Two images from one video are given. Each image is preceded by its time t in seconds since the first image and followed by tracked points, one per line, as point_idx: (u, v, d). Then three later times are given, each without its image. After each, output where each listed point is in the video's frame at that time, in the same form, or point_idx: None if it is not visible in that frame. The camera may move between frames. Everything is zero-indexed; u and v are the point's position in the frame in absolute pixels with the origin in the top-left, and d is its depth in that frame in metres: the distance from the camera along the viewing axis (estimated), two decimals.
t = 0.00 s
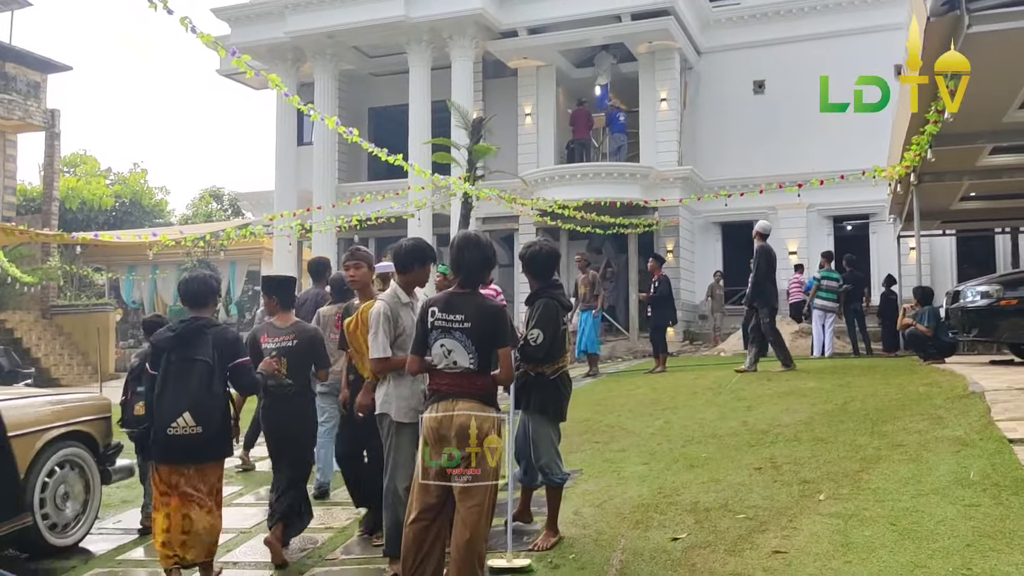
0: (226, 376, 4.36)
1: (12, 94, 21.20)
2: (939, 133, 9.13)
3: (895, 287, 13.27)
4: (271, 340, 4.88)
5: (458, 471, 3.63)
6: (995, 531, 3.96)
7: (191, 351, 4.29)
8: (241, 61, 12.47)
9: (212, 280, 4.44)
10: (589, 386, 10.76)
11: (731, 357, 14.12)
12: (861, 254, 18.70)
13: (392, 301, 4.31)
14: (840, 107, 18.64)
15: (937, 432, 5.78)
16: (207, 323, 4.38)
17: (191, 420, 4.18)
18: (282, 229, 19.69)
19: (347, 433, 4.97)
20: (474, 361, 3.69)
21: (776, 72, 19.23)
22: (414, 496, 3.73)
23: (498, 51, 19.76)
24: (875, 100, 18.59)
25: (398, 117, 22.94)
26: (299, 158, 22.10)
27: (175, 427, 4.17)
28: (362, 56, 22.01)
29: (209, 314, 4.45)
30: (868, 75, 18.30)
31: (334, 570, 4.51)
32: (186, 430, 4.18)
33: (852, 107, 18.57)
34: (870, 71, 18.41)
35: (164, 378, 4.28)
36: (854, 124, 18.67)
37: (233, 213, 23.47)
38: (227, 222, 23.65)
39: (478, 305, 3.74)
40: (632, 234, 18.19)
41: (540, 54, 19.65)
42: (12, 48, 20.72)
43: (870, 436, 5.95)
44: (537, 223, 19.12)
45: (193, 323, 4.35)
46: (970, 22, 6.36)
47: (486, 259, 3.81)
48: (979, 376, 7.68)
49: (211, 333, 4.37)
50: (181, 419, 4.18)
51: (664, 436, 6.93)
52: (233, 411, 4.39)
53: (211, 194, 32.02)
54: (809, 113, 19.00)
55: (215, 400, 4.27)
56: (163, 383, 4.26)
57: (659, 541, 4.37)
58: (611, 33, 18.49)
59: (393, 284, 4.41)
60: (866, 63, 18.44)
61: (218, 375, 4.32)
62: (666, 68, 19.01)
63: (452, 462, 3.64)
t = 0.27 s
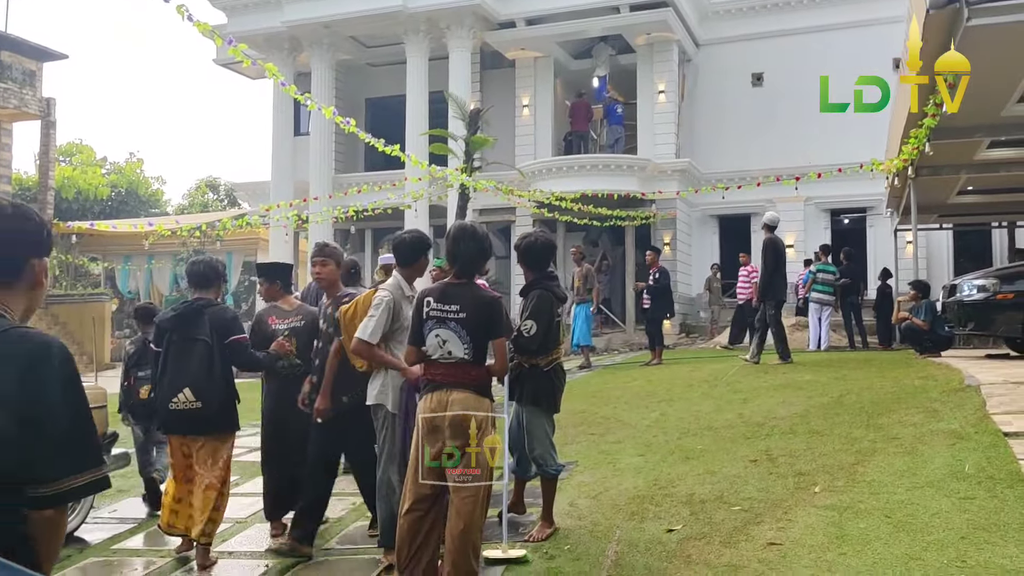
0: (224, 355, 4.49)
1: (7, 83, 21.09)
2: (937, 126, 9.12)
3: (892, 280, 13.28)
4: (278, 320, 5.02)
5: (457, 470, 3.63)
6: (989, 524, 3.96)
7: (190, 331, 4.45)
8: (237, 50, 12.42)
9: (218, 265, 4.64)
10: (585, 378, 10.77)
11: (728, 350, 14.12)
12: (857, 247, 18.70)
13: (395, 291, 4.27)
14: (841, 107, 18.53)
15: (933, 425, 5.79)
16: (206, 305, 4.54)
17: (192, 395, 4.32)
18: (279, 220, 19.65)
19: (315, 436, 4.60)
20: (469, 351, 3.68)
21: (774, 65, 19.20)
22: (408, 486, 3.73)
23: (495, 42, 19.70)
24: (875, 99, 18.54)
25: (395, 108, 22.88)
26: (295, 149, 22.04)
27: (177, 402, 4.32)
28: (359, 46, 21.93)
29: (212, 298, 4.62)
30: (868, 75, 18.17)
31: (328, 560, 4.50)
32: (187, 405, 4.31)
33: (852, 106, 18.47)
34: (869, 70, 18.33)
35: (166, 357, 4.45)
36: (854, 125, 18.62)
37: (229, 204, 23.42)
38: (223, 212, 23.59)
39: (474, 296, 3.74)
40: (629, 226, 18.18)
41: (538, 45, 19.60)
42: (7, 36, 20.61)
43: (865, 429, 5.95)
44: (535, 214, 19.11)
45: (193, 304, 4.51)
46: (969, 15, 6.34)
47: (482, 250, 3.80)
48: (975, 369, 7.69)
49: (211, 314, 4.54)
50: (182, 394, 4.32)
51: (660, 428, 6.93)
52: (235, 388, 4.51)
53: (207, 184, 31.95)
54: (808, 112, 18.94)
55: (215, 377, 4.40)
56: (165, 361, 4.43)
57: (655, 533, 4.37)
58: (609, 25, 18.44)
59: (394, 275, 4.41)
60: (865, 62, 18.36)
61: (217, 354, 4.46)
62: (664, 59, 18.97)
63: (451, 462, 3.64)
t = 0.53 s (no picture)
0: (215, 339, 4.55)
1: (7, 68, 21.01)
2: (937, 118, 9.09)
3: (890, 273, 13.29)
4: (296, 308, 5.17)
5: (458, 470, 3.62)
6: (983, 516, 3.97)
7: (181, 318, 4.54)
8: (237, 37, 12.37)
9: (210, 252, 4.71)
10: (583, 368, 10.79)
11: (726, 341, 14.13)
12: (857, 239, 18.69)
13: (394, 278, 4.29)
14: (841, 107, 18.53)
15: (928, 416, 5.79)
16: (196, 290, 4.60)
17: (183, 381, 4.47)
18: (279, 208, 19.63)
19: (271, 440, 4.41)
20: (462, 339, 3.69)
21: (776, 56, 19.13)
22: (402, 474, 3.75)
23: (497, 31, 19.64)
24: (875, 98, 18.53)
25: (396, 96, 22.82)
26: (295, 137, 22.00)
27: (171, 388, 4.48)
28: (360, 34, 21.86)
29: (208, 283, 4.71)
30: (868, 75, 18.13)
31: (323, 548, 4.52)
32: (180, 390, 4.47)
33: (853, 107, 18.46)
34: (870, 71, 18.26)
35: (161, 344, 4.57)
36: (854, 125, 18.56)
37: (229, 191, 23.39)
38: (223, 199, 23.58)
39: (468, 284, 3.73)
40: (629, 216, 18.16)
41: (539, 34, 19.53)
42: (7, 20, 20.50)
43: (861, 420, 5.96)
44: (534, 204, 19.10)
45: (185, 292, 4.58)
46: (970, 6, 6.31)
47: (477, 237, 3.80)
48: (972, 362, 7.69)
49: (202, 300, 4.58)
50: (174, 380, 4.47)
51: (657, 418, 6.94)
52: (228, 370, 4.61)
53: (207, 171, 31.91)
54: (808, 112, 18.90)
55: (204, 362, 4.51)
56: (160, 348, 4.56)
57: (649, 522, 4.38)
58: (611, 14, 18.36)
59: (393, 263, 4.43)
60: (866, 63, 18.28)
61: (207, 338, 4.53)
62: (665, 49, 18.91)
63: (452, 462, 3.63)
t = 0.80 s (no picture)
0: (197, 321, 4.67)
1: (6, 57, 20.94)
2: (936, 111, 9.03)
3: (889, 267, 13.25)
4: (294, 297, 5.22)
5: (458, 470, 3.61)
6: (969, 511, 3.95)
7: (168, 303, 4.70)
8: (234, 27, 12.32)
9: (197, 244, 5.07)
10: (578, 360, 10.78)
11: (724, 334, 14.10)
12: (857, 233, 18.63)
13: (386, 264, 4.32)
14: (840, 108, 18.27)
15: (920, 411, 5.77)
16: (185, 276, 4.79)
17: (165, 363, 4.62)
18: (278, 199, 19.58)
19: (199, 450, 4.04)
20: (447, 330, 3.67)
21: (778, 48, 19.02)
22: (384, 466, 3.73)
23: (497, 22, 19.56)
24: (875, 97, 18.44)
25: (396, 87, 22.73)
26: (295, 128, 21.94)
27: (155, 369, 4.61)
28: (360, 25, 21.77)
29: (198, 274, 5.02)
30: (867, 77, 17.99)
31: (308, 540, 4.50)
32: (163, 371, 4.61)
33: (852, 107, 18.19)
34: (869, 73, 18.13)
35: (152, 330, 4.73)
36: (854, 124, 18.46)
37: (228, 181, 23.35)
38: (222, 190, 23.55)
39: (452, 275, 3.70)
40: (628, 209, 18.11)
41: (540, 26, 19.45)
42: (6, 8, 20.40)
43: (853, 414, 5.94)
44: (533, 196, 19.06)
45: (175, 278, 4.78)
46: None
47: (461, 228, 3.77)
48: (966, 356, 7.66)
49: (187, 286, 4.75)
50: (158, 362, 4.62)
51: (649, 411, 6.92)
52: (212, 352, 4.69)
53: (207, 161, 31.85)
54: (808, 113, 18.78)
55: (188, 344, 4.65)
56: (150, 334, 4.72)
57: (635, 515, 4.36)
58: (612, 6, 18.28)
59: (379, 252, 4.43)
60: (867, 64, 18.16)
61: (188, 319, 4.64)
62: (666, 42, 18.84)
63: (452, 463, 3.61)
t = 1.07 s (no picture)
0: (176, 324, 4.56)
1: (6, 48, 20.85)
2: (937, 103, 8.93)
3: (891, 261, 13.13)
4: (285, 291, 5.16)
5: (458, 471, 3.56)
6: (965, 509, 3.88)
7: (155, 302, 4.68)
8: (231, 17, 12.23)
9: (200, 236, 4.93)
10: (576, 355, 10.71)
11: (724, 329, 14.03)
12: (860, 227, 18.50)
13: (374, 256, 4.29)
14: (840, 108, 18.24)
15: (918, 407, 5.69)
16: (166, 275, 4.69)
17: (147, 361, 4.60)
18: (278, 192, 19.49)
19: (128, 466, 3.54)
20: (433, 323, 3.57)
21: (781, 40, 18.88)
22: (368, 462, 3.63)
23: (498, 14, 19.44)
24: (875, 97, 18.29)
25: (396, 80, 22.60)
26: (295, 120, 21.84)
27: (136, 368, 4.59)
28: (360, 16, 21.67)
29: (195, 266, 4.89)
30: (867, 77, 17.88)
31: (294, 532, 4.39)
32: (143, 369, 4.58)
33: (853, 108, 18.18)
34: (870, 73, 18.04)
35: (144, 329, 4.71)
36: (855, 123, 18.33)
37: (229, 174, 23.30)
38: (222, 182, 23.49)
39: (438, 267, 3.61)
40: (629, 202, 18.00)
41: (541, 17, 19.33)
42: None
43: (850, 410, 5.85)
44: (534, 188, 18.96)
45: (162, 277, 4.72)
46: None
47: (447, 218, 3.69)
48: (967, 351, 7.57)
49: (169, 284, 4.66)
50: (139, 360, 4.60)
51: (644, 406, 6.85)
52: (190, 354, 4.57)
53: (209, 154, 31.77)
54: (807, 110, 18.65)
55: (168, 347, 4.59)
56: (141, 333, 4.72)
57: (625, 512, 4.29)
58: None
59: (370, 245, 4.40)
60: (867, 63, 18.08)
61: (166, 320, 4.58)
62: (668, 33, 18.71)
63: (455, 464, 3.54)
